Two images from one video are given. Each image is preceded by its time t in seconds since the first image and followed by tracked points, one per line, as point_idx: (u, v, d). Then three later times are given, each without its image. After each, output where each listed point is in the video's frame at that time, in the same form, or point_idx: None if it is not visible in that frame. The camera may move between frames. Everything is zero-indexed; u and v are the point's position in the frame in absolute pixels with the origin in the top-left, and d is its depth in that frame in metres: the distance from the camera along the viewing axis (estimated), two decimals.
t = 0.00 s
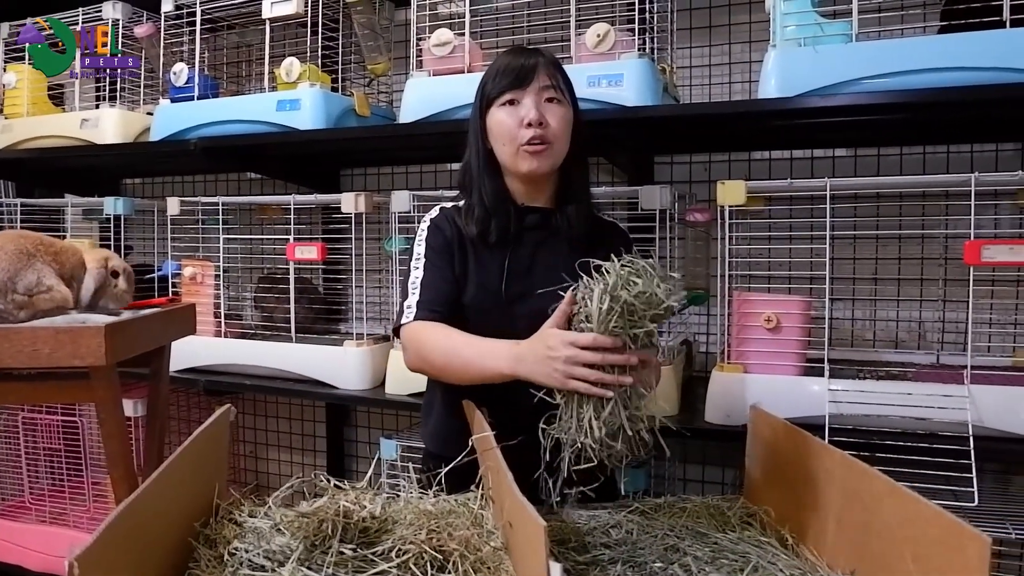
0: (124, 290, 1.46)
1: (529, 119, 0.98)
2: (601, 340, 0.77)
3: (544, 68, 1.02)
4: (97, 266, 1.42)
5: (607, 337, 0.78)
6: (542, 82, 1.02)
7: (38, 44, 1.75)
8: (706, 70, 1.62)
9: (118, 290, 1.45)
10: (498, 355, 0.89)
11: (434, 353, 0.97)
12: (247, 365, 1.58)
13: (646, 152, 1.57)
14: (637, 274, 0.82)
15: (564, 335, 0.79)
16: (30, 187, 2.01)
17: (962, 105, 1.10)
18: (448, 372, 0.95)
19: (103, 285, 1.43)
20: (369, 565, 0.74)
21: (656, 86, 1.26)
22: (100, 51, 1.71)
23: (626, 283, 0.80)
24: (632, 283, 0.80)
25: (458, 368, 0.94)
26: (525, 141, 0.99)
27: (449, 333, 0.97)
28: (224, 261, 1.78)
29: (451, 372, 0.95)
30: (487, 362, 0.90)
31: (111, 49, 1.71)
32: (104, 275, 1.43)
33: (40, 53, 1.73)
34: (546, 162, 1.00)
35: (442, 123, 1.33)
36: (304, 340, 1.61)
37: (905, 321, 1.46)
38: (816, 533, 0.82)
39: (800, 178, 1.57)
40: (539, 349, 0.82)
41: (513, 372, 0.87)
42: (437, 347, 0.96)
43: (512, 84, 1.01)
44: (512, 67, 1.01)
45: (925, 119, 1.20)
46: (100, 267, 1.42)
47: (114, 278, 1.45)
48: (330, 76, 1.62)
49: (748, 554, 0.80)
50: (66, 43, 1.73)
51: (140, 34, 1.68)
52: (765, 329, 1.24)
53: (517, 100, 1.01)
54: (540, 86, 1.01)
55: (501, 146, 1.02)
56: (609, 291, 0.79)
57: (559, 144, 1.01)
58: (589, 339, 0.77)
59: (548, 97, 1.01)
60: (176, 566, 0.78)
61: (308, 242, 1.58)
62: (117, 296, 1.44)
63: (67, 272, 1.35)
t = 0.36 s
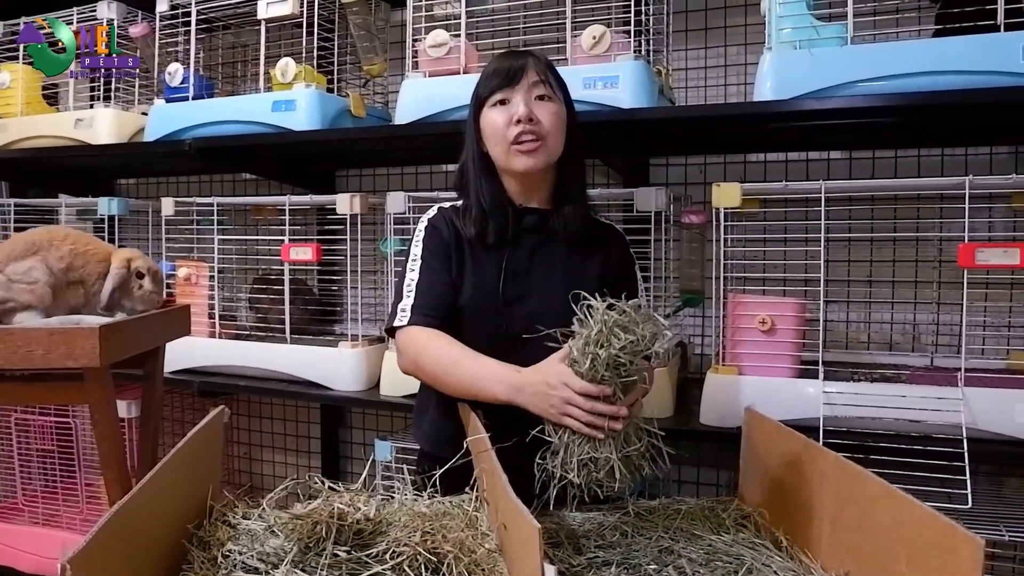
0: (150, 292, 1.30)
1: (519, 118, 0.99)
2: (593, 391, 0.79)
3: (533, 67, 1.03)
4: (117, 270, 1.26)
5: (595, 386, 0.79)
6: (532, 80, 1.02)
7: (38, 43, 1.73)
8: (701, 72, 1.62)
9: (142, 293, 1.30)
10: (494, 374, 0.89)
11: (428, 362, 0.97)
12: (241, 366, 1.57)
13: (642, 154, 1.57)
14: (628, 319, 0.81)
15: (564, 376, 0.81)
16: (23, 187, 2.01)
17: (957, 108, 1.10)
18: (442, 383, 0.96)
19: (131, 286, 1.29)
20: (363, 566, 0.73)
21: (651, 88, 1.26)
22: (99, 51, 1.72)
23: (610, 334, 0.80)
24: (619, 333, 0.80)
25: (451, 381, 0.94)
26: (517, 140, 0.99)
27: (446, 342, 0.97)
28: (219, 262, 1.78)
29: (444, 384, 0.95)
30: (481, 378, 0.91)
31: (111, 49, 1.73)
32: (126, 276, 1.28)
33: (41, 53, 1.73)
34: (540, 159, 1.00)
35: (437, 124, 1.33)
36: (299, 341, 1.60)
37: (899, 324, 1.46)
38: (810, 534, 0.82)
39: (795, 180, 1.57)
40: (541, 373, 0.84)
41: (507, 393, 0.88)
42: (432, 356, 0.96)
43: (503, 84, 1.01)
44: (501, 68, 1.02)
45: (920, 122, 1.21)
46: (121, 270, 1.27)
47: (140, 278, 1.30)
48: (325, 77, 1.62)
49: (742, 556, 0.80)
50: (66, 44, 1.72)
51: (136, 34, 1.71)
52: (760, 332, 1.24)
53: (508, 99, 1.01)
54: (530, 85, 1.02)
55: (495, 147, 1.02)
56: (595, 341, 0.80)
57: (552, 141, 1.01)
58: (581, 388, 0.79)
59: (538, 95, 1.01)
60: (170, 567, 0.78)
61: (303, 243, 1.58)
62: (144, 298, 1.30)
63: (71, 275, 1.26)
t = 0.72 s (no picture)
0: (106, 274, 1.28)
1: (501, 121, 0.99)
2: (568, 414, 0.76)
3: (512, 66, 1.03)
4: (68, 255, 1.26)
5: (573, 409, 0.76)
6: (511, 79, 1.02)
7: (38, 43, 1.73)
8: (696, 72, 1.62)
9: (98, 276, 1.28)
10: (485, 383, 0.89)
11: (423, 365, 0.97)
12: (236, 366, 1.57)
13: (636, 154, 1.57)
14: (603, 347, 0.79)
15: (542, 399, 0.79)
16: (16, 188, 2.00)
17: (949, 108, 1.11)
18: (436, 387, 0.96)
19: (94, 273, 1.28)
20: (357, 565, 0.73)
21: (645, 88, 1.26)
22: (100, 51, 1.72)
23: (585, 363, 0.77)
24: (592, 361, 0.77)
25: (444, 386, 0.94)
26: (502, 143, 1.00)
27: (443, 347, 0.97)
28: (213, 262, 1.77)
29: (438, 388, 0.96)
30: (473, 385, 0.91)
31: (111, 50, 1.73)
32: (81, 260, 1.28)
33: (41, 53, 1.71)
34: (527, 157, 1.01)
35: (432, 124, 1.33)
36: (293, 341, 1.60)
37: (893, 324, 1.47)
38: (804, 533, 0.82)
39: (789, 181, 1.58)
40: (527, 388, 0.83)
41: (496, 403, 0.88)
42: (427, 359, 0.96)
43: (484, 89, 1.02)
44: (480, 75, 1.03)
45: (912, 122, 1.21)
46: (72, 255, 1.27)
47: (95, 261, 1.29)
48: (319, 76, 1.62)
49: (736, 555, 0.81)
50: (65, 43, 1.70)
51: (128, 34, 1.70)
52: (753, 331, 1.25)
53: (490, 103, 1.02)
54: (510, 85, 1.02)
55: (483, 152, 1.03)
56: (569, 369, 0.77)
57: (537, 138, 1.01)
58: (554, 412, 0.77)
59: (519, 95, 1.01)
60: (163, 567, 0.78)
61: (298, 243, 1.58)
62: (100, 281, 1.28)
63: (30, 274, 1.28)
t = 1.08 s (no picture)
0: (89, 268, 1.28)
1: (494, 127, 0.99)
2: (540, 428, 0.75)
3: (503, 70, 1.03)
4: (51, 248, 1.27)
5: (550, 425, 0.75)
6: (503, 83, 1.02)
7: (38, 43, 1.72)
8: (692, 70, 1.63)
9: (81, 270, 1.28)
10: (474, 387, 0.89)
11: (418, 364, 0.97)
12: (232, 365, 1.57)
13: (632, 152, 1.57)
14: (588, 372, 0.78)
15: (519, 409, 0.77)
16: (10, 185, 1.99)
17: (945, 106, 1.11)
18: (431, 388, 0.96)
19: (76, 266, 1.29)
20: (353, 563, 0.73)
21: (641, 86, 1.26)
22: (100, 51, 1.71)
23: (568, 384, 0.77)
24: (573, 384, 0.77)
25: (438, 385, 0.94)
26: (496, 147, 1.00)
27: (438, 347, 0.97)
28: (209, 260, 1.77)
29: (432, 389, 0.96)
30: (464, 388, 0.90)
31: (111, 50, 1.72)
32: (65, 254, 1.28)
33: (40, 52, 1.70)
34: (521, 161, 1.01)
35: (428, 122, 1.33)
36: (289, 339, 1.60)
37: (888, 321, 1.48)
38: (799, 531, 0.82)
39: (785, 178, 1.58)
40: (512, 397, 0.82)
41: (484, 408, 0.87)
42: (422, 360, 0.96)
43: (477, 95, 1.02)
44: (472, 80, 1.03)
45: (907, 120, 1.22)
46: (55, 248, 1.27)
47: (79, 256, 1.29)
48: (315, 74, 1.61)
49: (731, 552, 0.81)
50: (65, 44, 1.69)
51: (124, 32, 1.71)
52: (750, 329, 1.25)
53: (483, 109, 1.01)
54: (502, 89, 1.02)
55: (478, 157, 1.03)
56: (548, 388, 0.76)
57: (531, 142, 1.01)
58: (530, 424, 0.75)
59: (510, 99, 1.01)
60: (158, 566, 0.78)
61: (294, 241, 1.57)
62: (83, 275, 1.28)
63: (10, 268, 1.30)
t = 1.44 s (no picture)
0: (91, 266, 1.29)
1: (498, 126, 0.99)
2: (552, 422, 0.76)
3: (508, 69, 1.02)
4: (53, 246, 1.26)
5: (560, 420, 0.76)
6: (507, 83, 1.02)
7: (38, 43, 1.71)
8: (692, 68, 1.62)
9: (83, 268, 1.28)
10: (477, 378, 0.89)
11: (419, 356, 0.97)
12: (231, 362, 1.57)
13: (632, 150, 1.57)
14: (600, 366, 0.80)
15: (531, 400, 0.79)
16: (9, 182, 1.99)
17: (945, 105, 1.11)
18: (432, 379, 0.96)
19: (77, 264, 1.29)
20: (352, 561, 0.73)
21: (641, 84, 1.26)
22: (100, 51, 1.71)
23: (577, 378, 0.78)
24: (584, 377, 0.78)
25: (439, 376, 0.94)
26: (498, 146, 1.00)
27: (440, 338, 0.97)
28: (207, 258, 1.77)
29: (433, 379, 0.96)
30: (467, 380, 0.90)
31: (111, 49, 1.73)
32: (67, 252, 1.28)
33: (40, 52, 1.70)
34: (523, 161, 1.01)
35: (427, 119, 1.33)
36: (288, 337, 1.60)
37: (887, 320, 1.48)
38: (798, 530, 0.82)
39: (785, 177, 1.58)
40: (517, 389, 0.82)
41: (486, 398, 0.88)
42: (423, 351, 0.96)
43: (481, 93, 1.02)
44: (478, 76, 1.02)
45: (906, 118, 1.22)
46: (57, 246, 1.27)
47: (81, 253, 1.29)
48: (314, 72, 1.61)
49: (731, 550, 0.81)
50: (66, 43, 1.70)
51: (122, 29, 1.71)
52: (749, 327, 1.25)
53: (487, 108, 1.01)
54: (506, 89, 1.02)
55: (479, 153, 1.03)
56: (560, 382, 0.77)
57: (533, 143, 1.01)
58: (542, 418, 0.77)
59: (515, 99, 1.01)
60: (157, 563, 0.77)
61: (293, 238, 1.57)
62: (85, 272, 1.29)
63: (12, 265, 1.30)
